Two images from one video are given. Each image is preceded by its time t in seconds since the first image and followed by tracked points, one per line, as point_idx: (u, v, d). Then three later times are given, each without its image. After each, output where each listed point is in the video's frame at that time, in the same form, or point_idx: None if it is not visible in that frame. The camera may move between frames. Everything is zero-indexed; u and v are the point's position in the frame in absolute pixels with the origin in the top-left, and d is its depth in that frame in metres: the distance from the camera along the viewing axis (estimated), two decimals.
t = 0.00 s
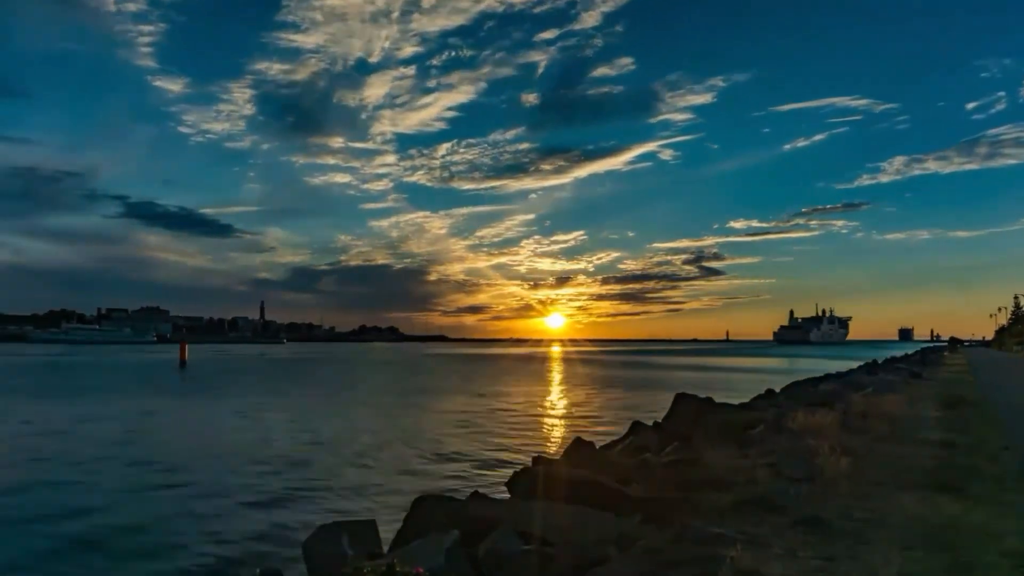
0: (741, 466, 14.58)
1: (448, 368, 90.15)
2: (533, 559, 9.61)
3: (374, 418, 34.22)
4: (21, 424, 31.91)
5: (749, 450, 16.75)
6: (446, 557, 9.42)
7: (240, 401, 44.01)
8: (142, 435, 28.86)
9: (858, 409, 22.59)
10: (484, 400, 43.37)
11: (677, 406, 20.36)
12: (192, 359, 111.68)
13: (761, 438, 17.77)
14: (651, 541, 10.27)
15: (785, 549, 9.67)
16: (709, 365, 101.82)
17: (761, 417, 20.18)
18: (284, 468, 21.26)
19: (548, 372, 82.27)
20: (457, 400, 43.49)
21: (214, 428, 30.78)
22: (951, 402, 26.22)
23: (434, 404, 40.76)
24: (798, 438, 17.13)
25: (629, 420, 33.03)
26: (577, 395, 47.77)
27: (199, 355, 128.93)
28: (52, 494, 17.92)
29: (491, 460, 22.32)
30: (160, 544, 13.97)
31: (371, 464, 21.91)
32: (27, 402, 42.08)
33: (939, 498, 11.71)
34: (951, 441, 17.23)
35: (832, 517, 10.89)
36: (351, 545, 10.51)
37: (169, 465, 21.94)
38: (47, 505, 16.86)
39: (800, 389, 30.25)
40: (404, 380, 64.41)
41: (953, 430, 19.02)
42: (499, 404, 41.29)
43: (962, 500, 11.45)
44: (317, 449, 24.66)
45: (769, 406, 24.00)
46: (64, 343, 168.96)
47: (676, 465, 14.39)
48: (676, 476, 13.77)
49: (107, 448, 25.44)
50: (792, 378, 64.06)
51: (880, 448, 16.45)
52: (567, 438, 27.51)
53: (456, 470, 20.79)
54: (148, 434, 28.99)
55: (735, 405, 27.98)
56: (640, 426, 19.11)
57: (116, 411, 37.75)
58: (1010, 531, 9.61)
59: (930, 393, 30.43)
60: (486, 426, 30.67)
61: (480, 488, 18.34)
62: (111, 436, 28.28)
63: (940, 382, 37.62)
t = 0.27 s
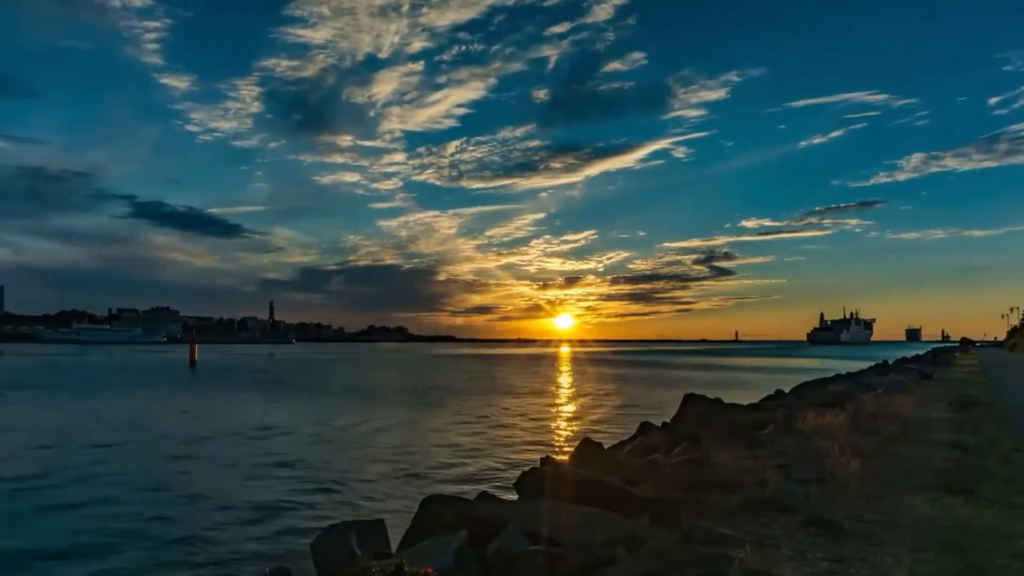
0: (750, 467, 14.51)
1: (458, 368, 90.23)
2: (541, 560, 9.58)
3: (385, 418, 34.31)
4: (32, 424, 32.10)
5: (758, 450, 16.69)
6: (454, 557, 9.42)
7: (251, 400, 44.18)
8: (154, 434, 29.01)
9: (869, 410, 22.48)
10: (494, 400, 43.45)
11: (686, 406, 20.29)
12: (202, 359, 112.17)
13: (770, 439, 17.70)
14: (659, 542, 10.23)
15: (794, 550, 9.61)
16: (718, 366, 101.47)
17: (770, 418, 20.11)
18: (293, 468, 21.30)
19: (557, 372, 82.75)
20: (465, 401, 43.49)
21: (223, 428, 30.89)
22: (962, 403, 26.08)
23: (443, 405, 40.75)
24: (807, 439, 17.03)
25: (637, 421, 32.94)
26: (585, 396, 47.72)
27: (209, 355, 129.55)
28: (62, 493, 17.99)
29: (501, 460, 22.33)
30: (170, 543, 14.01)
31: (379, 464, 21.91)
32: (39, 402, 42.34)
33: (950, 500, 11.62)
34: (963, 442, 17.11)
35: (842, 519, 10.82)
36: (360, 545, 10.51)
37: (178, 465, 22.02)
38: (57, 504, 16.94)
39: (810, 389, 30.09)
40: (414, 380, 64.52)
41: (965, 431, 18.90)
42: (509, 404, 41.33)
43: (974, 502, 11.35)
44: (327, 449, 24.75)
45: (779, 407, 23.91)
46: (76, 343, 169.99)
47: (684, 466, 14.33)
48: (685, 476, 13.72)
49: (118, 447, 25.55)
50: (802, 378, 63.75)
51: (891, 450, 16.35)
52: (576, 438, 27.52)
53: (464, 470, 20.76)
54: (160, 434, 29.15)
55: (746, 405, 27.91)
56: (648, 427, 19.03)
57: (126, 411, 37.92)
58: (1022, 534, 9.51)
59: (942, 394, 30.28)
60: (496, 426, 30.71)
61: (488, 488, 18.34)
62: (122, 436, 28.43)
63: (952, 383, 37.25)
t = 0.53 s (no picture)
0: (758, 468, 14.47)
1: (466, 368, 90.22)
2: (548, 560, 9.58)
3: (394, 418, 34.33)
4: (43, 424, 32.30)
5: (767, 451, 16.63)
6: (461, 557, 9.43)
7: (260, 400, 44.24)
8: (164, 434, 29.07)
9: (879, 410, 22.37)
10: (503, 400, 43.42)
11: (694, 407, 20.23)
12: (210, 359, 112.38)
13: (779, 440, 17.64)
14: (666, 543, 10.21)
15: (802, 551, 9.57)
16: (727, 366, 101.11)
17: (779, 418, 20.04)
18: (300, 468, 21.36)
19: (565, 373, 82.97)
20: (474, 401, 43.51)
21: (232, 427, 31.02)
22: (973, 404, 25.93)
23: (451, 405, 40.78)
24: (816, 440, 16.96)
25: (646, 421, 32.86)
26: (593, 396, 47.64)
27: (219, 356, 129.95)
28: (72, 492, 18.08)
29: (509, 460, 22.32)
30: (178, 543, 14.05)
31: (387, 464, 21.94)
32: (50, 401, 42.60)
33: (959, 501, 11.56)
34: (973, 443, 17.01)
35: (851, 520, 10.77)
36: (367, 545, 10.52)
37: (187, 464, 22.11)
38: (67, 503, 17.03)
39: (819, 390, 29.95)
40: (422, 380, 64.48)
41: (976, 432, 18.78)
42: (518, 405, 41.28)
43: (984, 503, 11.28)
44: (335, 449, 24.78)
45: (788, 408, 23.81)
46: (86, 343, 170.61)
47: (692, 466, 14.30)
48: (693, 476, 13.69)
49: (127, 447, 25.68)
50: (811, 379, 63.42)
51: (900, 450, 16.27)
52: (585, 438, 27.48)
53: (472, 471, 20.77)
54: (169, 434, 29.24)
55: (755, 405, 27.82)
56: (656, 428, 19.00)
57: (136, 411, 38.12)
58: None
59: (952, 395, 30.10)
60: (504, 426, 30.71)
61: (495, 489, 18.34)
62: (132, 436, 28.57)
63: (963, 384, 36.97)
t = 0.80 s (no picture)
0: (767, 468, 14.41)
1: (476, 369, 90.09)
2: (557, 560, 9.56)
3: (402, 418, 34.32)
4: (54, 424, 32.42)
5: (776, 452, 16.54)
6: (470, 557, 9.42)
7: (269, 400, 44.29)
8: (173, 434, 29.11)
9: (889, 412, 22.21)
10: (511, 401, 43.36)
11: (702, 407, 20.14)
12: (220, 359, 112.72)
13: (788, 440, 17.55)
14: (675, 544, 10.17)
15: (813, 553, 9.51)
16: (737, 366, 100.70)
17: (788, 419, 19.93)
18: (309, 468, 21.37)
19: (574, 373, 82.94)
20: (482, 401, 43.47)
21: (241, 427, 31.06)
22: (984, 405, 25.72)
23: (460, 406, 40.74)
24: (826, 441, 16.86)
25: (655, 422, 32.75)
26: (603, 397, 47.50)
27: (229, 356, 130.27)
28: (81, 492, 18.14)
29: (516, 461, 22.28)
30: (187, 543, 14.06)
31: (396, 464, 21.92)
32: (60, 401, 42.75)
33: (972, 503, 11.46)
34: (986, 445, 16.86)
35: (861, 522, 10.70)
36: (376, 545, 10.50)
37: (196, 464, 22.16)
38: (76, 502, 17.08)
39: (829, 390, 29.79)
40: (431, 380, 64.45)
41: (988, 434, 18.61)
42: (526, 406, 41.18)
43: (997, 505, 11.18)
44: (343, 449, 24.76)
45: (797, 409, 23.68)
46: (97, 343, 171.45)
47: (701, 467, 14.23)
48: (702, 477, 13.62)
49: (137, 447, 25.76)
50: (821, 380, 63.08)
51: (911, 452, 16.15)
52: (593, 439, 27.42)
53: (480, 471, 20.74)
54: (178, 434, 29.26)
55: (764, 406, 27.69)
56: (665, 428, 18.93)
57: (146, 411, 38.24)
58: None
59: (964, 396, 29.87)
60: (512, 427, 30.62)
61: (503, 489, 18.31)
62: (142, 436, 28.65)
63: (974, 385, 36.74)
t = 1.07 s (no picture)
0: (776, 469, 14.35)
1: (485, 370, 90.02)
2: (565, 561, 9.54)
3: (410, 418, 34.30)
4: (66, 423, 32.63)
5: (786, 454, 16.45)
6: (478, 557, 9.41)
7: (279, 400, 44.35)
8: (183, 434, 29.18)
9: (901, 413, 22.05)
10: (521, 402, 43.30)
11: (711, 408, 20.06)
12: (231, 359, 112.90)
13: (798, 441, 17.46)
14: (684, 545, 10.13)
15: (822, 555, 9.46)
16: (748, 367, 100.35)
17: (798, 420, 19.83)
18: (318, 468, 21.40)
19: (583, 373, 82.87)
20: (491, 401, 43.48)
21: (251, 427, 31.17)
22: (997, 406, 25.49)
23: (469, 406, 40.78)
24: (835, 442, 16.77)
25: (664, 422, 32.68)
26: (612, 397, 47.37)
27: (240, 356, 130.82)
28: (91, 492, 18.22)
29: (524, 461, 22.23)
30: (196, 542, 14.11)
31: (405, 464, 21.93)
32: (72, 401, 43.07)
33: (983, 505, 11.37)
34: (999, 446, 16.71)
35: (872, 524, 10.63)
36: (384, 545, 10.51)
37: (206, 464, 22.24)
38: (87, 502, 17.16)
39: (839, 391, 29.64)
40: (439, 381, 64.41)
41: (1001, 435, 18.44)
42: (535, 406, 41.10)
43: (1009, 507, 11.09)
44: (351, 449, 24.76)
45: (808, 410, 23.56)
46: (109, 343, 172.12)
47: (710, 467, 14.18)
48: (711, 478, 13.56)
49: (148, 446, 25.88)
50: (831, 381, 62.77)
51: (922, 453, 16.03)
52: (601, 439, 27.34)
53: (489, 471, 20.71)
54: (187, 433, 29.34)
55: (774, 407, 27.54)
56: (674, 429, 18.87)
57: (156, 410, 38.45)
58: None
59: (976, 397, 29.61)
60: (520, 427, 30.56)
61: (512, 489, 18.28)
62: (152, 435, 28.79)
63: (986, 386, 36.50)
